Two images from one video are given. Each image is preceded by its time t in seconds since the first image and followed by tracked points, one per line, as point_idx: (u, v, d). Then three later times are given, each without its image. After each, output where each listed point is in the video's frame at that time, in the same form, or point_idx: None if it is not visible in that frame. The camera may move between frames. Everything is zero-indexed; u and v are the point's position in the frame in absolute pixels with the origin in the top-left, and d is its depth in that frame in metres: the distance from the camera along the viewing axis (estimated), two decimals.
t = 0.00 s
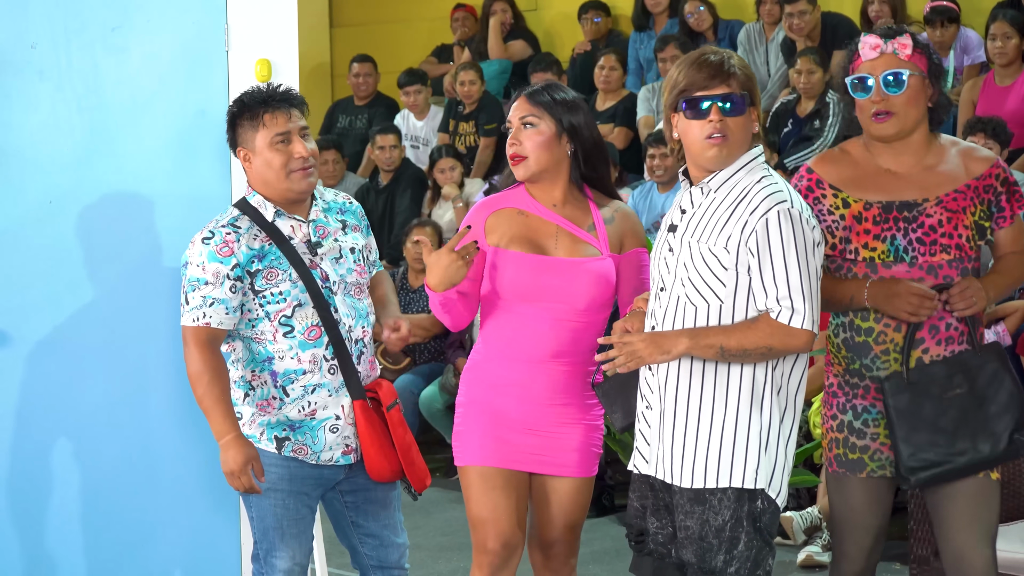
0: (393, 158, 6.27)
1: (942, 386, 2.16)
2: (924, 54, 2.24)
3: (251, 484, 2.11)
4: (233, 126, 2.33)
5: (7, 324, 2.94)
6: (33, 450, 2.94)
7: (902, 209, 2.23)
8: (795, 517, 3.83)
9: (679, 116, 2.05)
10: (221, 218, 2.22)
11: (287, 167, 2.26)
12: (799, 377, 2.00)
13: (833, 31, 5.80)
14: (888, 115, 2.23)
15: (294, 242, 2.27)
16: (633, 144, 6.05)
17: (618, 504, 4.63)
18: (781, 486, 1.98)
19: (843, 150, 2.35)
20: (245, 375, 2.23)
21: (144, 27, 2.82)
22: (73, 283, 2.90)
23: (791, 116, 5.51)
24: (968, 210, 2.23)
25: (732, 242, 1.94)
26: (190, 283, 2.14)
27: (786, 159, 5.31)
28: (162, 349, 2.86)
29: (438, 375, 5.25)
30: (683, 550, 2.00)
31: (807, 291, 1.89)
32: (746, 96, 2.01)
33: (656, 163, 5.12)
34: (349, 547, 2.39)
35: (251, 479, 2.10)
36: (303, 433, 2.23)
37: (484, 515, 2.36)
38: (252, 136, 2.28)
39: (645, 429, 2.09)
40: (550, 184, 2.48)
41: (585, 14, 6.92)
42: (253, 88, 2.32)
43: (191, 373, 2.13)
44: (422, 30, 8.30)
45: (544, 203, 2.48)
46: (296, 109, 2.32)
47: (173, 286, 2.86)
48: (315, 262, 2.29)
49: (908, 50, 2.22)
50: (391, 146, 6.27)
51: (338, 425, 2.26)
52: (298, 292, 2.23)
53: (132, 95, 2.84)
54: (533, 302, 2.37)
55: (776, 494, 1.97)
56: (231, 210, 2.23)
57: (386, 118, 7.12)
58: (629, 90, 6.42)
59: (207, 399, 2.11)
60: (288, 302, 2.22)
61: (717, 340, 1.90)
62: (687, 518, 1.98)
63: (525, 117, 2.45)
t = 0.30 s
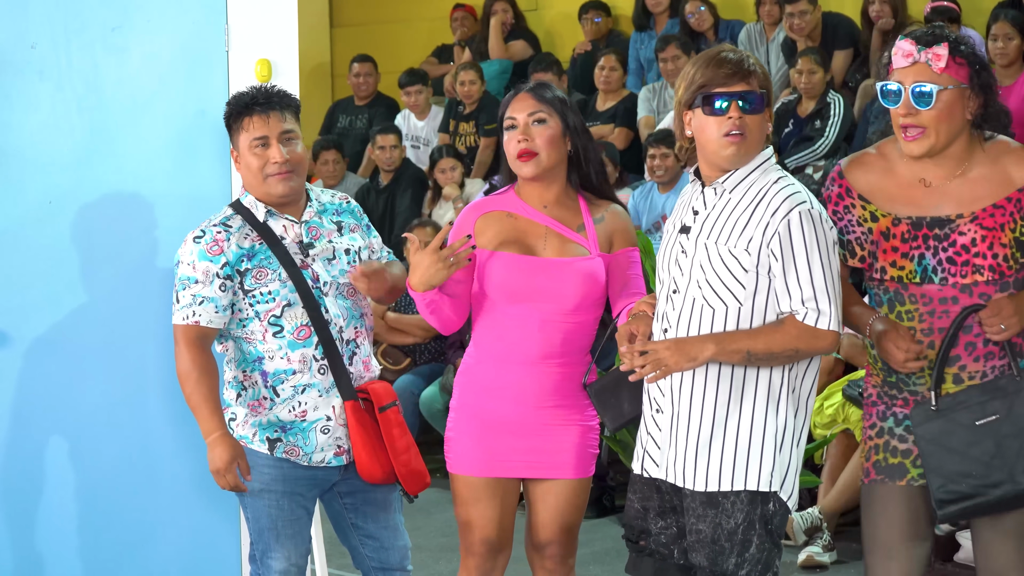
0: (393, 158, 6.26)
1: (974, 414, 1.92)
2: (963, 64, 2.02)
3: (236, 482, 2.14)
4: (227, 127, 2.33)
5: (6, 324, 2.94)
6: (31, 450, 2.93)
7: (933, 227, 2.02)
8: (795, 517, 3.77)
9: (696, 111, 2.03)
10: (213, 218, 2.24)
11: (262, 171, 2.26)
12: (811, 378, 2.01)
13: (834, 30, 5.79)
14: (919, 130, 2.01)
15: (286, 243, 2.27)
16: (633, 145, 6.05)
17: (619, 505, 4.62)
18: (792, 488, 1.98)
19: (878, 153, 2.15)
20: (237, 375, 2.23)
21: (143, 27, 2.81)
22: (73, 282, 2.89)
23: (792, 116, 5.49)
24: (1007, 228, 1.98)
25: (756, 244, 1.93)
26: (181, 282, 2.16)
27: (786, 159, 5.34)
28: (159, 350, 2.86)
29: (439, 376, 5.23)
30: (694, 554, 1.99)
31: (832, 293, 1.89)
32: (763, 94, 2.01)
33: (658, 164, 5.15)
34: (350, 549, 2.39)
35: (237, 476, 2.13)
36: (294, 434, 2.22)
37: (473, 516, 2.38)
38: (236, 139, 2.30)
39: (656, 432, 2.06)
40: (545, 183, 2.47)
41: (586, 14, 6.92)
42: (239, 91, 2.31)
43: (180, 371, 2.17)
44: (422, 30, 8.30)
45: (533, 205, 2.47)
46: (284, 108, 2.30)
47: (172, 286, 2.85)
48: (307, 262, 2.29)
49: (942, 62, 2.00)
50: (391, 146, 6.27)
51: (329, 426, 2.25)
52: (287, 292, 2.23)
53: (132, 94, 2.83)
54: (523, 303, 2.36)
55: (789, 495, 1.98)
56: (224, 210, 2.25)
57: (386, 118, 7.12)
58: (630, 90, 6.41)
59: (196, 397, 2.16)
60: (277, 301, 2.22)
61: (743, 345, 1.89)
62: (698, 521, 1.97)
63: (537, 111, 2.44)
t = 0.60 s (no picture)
0: (393, 159, 6.25)
1: (980, 431, 1.84)
2: (958, 35, 1.96)
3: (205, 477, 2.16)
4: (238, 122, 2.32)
5: (5, 325, 2.94)
6: (26, 450, 2.93)
7: (932, 221, 1.95)
8: (797, 518, 3.70)
9: (702, 111, 2.02)
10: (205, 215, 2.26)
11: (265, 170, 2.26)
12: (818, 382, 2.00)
13: (835, 30, 5.77)
14: (923, 103, 1.94)
15: (274, 241, 2.26)
16: (633, 145, 6.01)
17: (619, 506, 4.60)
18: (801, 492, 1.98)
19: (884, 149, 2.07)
20: (227, 375, 2.25)
21: (143, 27, 2.80)
22: (71, 283, 2.88)
23: (793, 116, 5.48)
24: (1009, 221, 1.89)
25: (770, 248, 1.92)
26: (168, 276, 2.19)
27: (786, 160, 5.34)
28: (149, 352, 2.84)
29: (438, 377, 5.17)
30: (701, 556, 1.99)
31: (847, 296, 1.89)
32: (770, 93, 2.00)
33: (657, 163, 5.13)
34: (349, 551, 2.38)
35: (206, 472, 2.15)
36: (282, 435, 2.21)
37: (470, 519, 2.37)
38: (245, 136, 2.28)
39: (662, 437, 2.03)
40: (525, 184, 2.45)
41: (586, 14, 6.91)
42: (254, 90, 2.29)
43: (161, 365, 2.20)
44: (422, 29, 8.30)
45: (507, 208, 2.45)
46: (297, 109, 2.28)
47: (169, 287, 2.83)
48: (294, 261, 2.26)
49: (939, 31, 1.95)
50: (390, 147, 6.26)
51: (316, 426, 2.23)
52: (273, 289, 2.22)
53: (131, 94, 2.82)
54: (505, 304, 2.35)
55: (801, 498, 1.98)
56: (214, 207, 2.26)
57: (386, 118, 7.11)
58: (630, 90, 6.40)
59: (173, 391, 2.19)
60: (262, 299, 2.22)
61: (762, 351, 1.88)
62: (708, 523, 1.96)
63: (528, 110, 2.42)
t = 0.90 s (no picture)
0: (392, 160, 6.24)
1: (955, 460, 1.68)
2: (895, 56, 1.79)
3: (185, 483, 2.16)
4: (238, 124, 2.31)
5: (4, 326, 2.93)
6: (23, 451, 2.92)
7: (911, 250, 1.82)
8: (792, 522, 3.75)
9: (689, 114, 2.01)
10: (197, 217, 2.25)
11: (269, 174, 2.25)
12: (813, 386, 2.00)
13: (835, 31, 5.79)
14: (859, 139, 1.81)
15: (267, 243, 2.25)
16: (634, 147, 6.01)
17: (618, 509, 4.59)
18: (797, 494, 1.98)
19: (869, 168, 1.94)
20: (221, 377, 2.25)
21: (141, 27, 2.80)
22: (70, 284, 2.88)
23: (793, 119, 5.49)
24: (985, 244, 1.73)
25: (766, 254, 1.93)
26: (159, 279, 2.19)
27: (786, 161, 5.28)
28: (145, 355, 2.83)
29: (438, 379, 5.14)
30: (703, 564, 1.97)
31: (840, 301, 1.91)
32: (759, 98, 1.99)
33: (656, 166, 5.12)
34: (347, 555, 2.37)
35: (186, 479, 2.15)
36: (274, 438, 2.20)
37: (462, 523, 2.36)
38: (247, 138, 2.27)
39: (660, 447, 2.00)
40: (506, 186, 2.45)
41: (586, 15, 6.92)
42: (258, 93, 2.28)
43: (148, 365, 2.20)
44: (421, 29, 8.29)
45: (488, 207, 2.44)
46: (300, 113, 2.29)
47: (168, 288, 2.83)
48: (286, 263, 2.26)
49: (866, 59, 1.79)
50: (390, 148, 6.26)
51: (307, 429, 2.21)
52: (263, 292, 2.22)
53: (129, 94, 2.81)
54: (492, 309, 2.34)
55: (800, 501, 1.99)
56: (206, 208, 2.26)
57: (385, 119, 7.10)
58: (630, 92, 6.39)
59: (161, 392, 2.19)
60: (252, 301, 2.21)
61: (757, 357, 1.88)
62: (711, 530, 1.95)
63: (507, 111, 2.42)
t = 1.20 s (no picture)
0: (392, 163, 6.25)
1: (943, 496, 1.67)
2: (840, 83, 1.84)
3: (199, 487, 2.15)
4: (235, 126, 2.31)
5: (4, 329, 2.93)
6: (21, 452, 2.92)
7: (892, 275, 1.87)
8: (787, 526, 3.79)
9: (649, 119, 2.01)
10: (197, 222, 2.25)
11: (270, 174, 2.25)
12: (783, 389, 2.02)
13: (835, 34, 5.79)
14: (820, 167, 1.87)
15: (267, 247, 2.25)
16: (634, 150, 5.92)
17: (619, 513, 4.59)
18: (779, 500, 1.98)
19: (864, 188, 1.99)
20: (222, 383, 2.24)
21: (141, 27, 2.80)
22: (69, 286, 2.88)
23: (793, 122, 5.51)
24: (954, 271, 1.76)
25: (743, 257, 1.93)
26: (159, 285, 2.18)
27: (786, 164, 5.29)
28: (145, 357, 2.83)
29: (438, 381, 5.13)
30: None
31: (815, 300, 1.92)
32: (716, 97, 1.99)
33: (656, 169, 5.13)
34: (347, 559, 2.37)
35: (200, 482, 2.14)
36: (278, 443, 2.20)
37: (456, 527, 2.36)
38: (244, 140, 2.27)
39: (640, 462, 1.97)
40: (488, 190, 2.45)
41: (586, 18, 6.91)
42: (253, 95, 2.29)
43: (152, 371, 2.20)
44: (422, 32, 8.30)
45: (473, 213, 2.45)
46: (297, 113, 2.29)
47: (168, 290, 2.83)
48: (287, 266, 2.26)
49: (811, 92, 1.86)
50: (389, 151, 6.27)
51: (311, 434, 2.22)
52: (265, 296, 2.22)
53: (129, 96, 2.81)
54: (477, 315, 2.34)
55: (782, 508, 1.99)
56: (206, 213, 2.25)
57: (385, 122, 7.11)
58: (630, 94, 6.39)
59: (165, 398, 2.18)
60: (255, 306, 2.21)
61: (746, 364, 1.89)
62: (701, 546, 1.93)
63: (488, 114, 2.43)
